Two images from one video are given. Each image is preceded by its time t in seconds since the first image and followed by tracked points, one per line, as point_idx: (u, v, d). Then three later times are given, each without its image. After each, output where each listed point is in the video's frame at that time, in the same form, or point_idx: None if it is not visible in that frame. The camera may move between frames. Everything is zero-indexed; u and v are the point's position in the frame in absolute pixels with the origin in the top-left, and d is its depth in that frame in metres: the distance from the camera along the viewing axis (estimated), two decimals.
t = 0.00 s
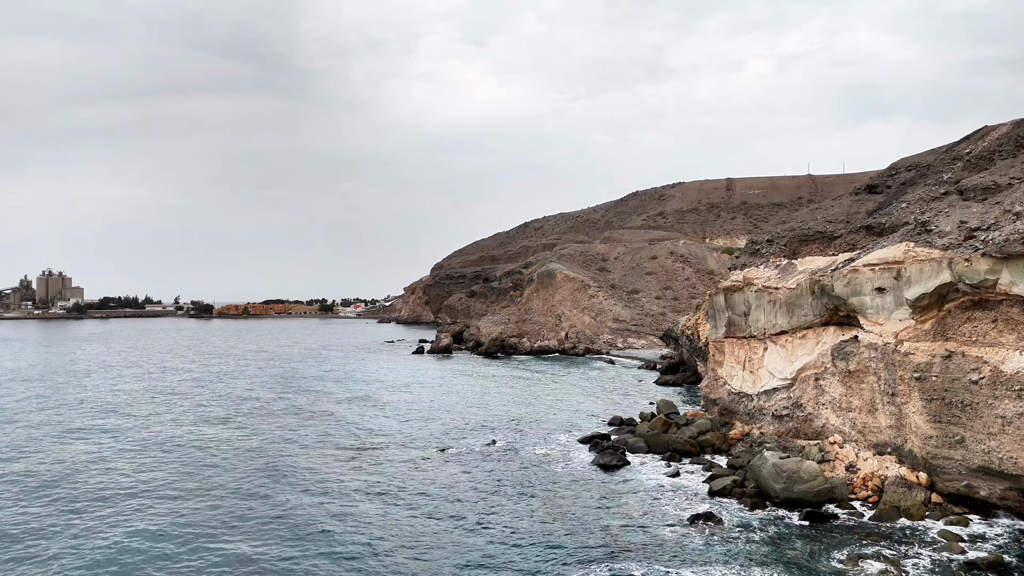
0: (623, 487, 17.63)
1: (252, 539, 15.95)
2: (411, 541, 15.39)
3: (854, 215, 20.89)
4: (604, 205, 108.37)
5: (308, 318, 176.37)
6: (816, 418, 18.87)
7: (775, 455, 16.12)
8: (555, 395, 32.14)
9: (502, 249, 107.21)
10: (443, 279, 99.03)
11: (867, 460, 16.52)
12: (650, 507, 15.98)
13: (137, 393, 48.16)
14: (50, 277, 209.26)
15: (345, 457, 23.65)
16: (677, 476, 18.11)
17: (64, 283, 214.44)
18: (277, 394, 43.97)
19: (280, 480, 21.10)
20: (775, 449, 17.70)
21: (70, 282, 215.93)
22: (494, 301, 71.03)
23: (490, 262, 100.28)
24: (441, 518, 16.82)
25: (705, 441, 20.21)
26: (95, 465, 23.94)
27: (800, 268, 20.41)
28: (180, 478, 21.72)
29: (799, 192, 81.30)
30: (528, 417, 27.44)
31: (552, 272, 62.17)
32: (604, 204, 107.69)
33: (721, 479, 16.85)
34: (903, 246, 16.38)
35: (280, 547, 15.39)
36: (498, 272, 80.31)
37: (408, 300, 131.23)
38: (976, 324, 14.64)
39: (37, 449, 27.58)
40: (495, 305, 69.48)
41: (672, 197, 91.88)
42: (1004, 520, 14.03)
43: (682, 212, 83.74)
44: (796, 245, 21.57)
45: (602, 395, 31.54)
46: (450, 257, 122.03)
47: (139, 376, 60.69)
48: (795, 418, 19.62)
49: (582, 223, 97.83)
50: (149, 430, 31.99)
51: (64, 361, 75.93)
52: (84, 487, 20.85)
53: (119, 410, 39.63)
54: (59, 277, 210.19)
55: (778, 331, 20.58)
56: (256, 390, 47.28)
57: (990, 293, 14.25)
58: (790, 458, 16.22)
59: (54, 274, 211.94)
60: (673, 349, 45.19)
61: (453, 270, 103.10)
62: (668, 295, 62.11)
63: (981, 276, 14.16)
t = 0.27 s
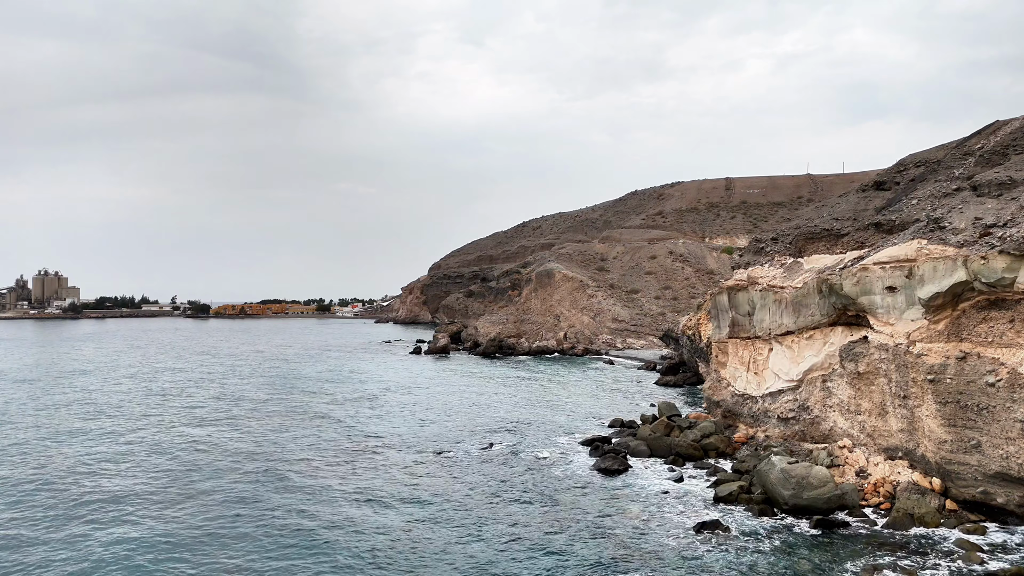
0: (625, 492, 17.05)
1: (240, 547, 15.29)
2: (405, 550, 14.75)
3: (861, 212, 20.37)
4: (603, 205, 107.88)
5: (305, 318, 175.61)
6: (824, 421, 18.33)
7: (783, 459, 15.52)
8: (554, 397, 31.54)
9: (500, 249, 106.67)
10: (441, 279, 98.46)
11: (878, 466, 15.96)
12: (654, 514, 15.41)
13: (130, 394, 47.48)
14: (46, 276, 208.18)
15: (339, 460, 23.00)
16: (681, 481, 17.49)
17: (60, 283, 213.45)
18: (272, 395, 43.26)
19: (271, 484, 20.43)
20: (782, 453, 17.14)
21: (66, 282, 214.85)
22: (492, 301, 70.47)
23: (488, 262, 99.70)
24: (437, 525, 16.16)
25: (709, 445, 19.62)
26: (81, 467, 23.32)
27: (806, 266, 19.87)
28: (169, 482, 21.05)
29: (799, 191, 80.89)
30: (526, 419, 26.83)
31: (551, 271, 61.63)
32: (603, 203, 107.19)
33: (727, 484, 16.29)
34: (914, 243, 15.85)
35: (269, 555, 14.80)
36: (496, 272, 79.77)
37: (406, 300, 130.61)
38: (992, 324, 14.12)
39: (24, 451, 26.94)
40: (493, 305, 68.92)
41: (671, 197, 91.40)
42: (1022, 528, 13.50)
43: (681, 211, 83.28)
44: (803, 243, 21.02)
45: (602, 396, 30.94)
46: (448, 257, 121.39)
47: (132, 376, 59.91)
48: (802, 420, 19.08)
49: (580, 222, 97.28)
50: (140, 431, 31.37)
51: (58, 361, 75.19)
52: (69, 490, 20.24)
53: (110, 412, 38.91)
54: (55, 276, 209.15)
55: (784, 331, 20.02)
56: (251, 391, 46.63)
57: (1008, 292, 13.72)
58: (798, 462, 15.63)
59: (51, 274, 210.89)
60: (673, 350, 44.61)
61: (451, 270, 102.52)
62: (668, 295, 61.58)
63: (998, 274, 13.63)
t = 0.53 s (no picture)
0: (628, 498, 16.52)
1: (228, 556, 14.77)
2: (400, 559, 14.21)
3: (869, 209, 19.87)
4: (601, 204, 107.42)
5: (302, 318, 174.89)
6: (831, 424, 17.82)
7: (791, 464, 15.01)
8: (553, 399, 31.01)
9: (498, 248, 106.16)
10: (438, 279, 97.89)
11: (888, 471, 15.44)
12: (658, 521, 14.88)
13: (123, 395, 46.85)
14: (42, 276, 207.18)
15: (334, 463, 22.48)
16: (685, 486, 16.99)
17: (56, 283, 212.50)
18: (267, 396, 42.73)
19: (264, 488, 19.91)
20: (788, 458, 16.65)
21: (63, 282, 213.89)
22: (490, 301, 69.96)
23: (486, 261, 99.18)
24: (433, 532, 15.63)
25: (712, 448, 19.11)
26: (68, 471, 22.74)
27: (812, 265, 19.37)
28: (159, 486, 20.53)
29: (798, 190, 80.48)
30: (525, 421, 26.28)
31: (549, 271, 61.13)
32: (601, 203, 106.73)
33: (733, 490, 15.77)
34: (926, 241, 15.34)
35: (258, 564, 14.24)
36: (494, 272, 79.27)
37: (403, 300, 130.01)
38: (1009, 324, 13.60)
39: (11, 453, 26.35)
40: (491, 305, 68.40)
41: (670, 196, 90.93)
42: None
43: (680, 211, 82.83)
44: (809, 241, 20.50)
45: (602, 398, 30.39)
46: (446, 257, 120.85)
47: (127, 377, 59.35)
48: (808, 423, 18.55)
49: (579, 222, 96.79)
50: (131, 433, 30.77)
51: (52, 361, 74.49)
52: (54, 495, 19.67)
53: (103, 412, 38.38)
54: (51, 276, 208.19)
55: (790, 332, 19.51)
56: (245, 392, 46.04)
57: None
58: (806, 467, 15.14)
59: (47, 274, 209.87)
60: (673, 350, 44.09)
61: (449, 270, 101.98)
62: (667, 294, 61.07)
63: (1015, 272, 13.13)
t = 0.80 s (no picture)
0: (630, 505, 15.96)
1: (213, 566, 14.16)
2: (393, 567, 13.62)
3: (877, 206, 19.33)
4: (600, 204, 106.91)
5: (299, 318, 174.09)
6: (839, 427, 17.26)
7: (800, 470, 14.43)
8: (552, 401, 30.40)
9: (496, 248, 105.60)
10: (436, 279, 97.28)
11: (901, 476, 14.89)
12: (662, 529, 14.32)
13: (116, 396, 46.20)
14: (38, 276, 206.16)
15: (327, 467, 21.88)
16: (689, 492, 16.43)
17: (52, 283, 211.54)
18: (262, 397, 42.11)
19: (254, 493, 19.30)
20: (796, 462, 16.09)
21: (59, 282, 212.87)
22: (488, 301, 69.42)
23: (484, 261, 98.63)
24: (428, 540, 15.01)
25: (717, 452, 18.53)
26: (54, 475, 22.13)
27: (819, 264, 18.82)
28: (146, 490, 19.93)
29: (798, 189, 80.00)
30: (524, 424, 25.68)
31: (548, 271, 60.60)
32: (600, 202, 106.20)
33: (739, 496, 15.21)
34: (939, 238, 14.80)
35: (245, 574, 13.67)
36: (492, 271, 78.73)
37: (401, 300, 129.41)
38: None
39: None
40: (489, 305, 67.86)
41: (669, 195, 90.44)
42: None
43: (679, 210, 82.33)
44: (815, 238, 19.95)
45: (602, 400, 29.79)
46: (444, 257, 120.23)
47: (121, 377, 58.71)
48: (815, 426, 17.99)
49: (577, 221, 96.24)
50: (122, 434, 30.17)
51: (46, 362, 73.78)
52: (39, 499, 19.09)
53: (94, 413, 37.76)
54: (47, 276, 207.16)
55: (796, 332, 18.95)
56: (240, 392, 45.44)
57: None
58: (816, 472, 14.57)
59: (43, 274, 208.87)
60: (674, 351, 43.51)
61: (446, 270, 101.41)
62: (667, 294, 60.53)
63: None
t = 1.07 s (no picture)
0: (633, 512, 15.39)
1: (197, 575, 13.56)
2: None
3: (886, 203, 18.80)
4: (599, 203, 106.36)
5: (296, 318, 173.31)
6: (848, 431, 16.72)
7: (810, 476, 13.88)
8: (551, 402, 29.83)
9: (494, 247, 105.03)
10: (434, 279, 96.72)
11: (915, 482, 14.33)
12: (667, 538, 13.74)
13: (108, 396, 45.55)
14: (34, 275, 205.07)
15: (320, 470, 21.28)
16: (694, 498, 15.88)
17: (48, 282, 210.49)
18: (256, 397, 41.52)
19: (243, 497, 18.69)
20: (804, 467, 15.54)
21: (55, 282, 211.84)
22: (486, 301, 68.88)
23: (482, 260, 98.03)
24: (423, 548, 14.41)
25: (721, 456, 17.97)
26: (40, 476, 21.55)
27: (827, 262, 18.28)
28: (133, 493, 19.33)
29: (799, 189, 79.52)
30: (522, 426, 25.08)
31: (546, 270, 60.09)
32: (599, 202, 105.69)
33: (747, 503, 14.65)
34: (955, 234, 14.25)
35: None
36: (490, 271, 78.17)
37: (399, 300, 128.81)
38: None
39: None
40: (487, 305, 67.32)
41: (668, 194, 89.95)
42: None
43: (679, 209, 81.85)
44: (822, 236, 19.42)
45: (602, 402, 29.20)
46: (442, 256, 119.62)
47: (115, 377, 58.09)
48: (823, 430, 17.46)
49: (576, 220, 95.73)
50: (112, 434, 29.56)
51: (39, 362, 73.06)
52: (21, 502, 18.50)
53: (85, 413, 37.15)
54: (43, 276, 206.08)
55: (803, 332, 18.40)
56: (234, 393, 44.82)
57: None
58: (826, 478, 14.03)
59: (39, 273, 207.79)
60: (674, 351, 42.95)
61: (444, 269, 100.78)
62: (667, 294, 59.99)
63: None
